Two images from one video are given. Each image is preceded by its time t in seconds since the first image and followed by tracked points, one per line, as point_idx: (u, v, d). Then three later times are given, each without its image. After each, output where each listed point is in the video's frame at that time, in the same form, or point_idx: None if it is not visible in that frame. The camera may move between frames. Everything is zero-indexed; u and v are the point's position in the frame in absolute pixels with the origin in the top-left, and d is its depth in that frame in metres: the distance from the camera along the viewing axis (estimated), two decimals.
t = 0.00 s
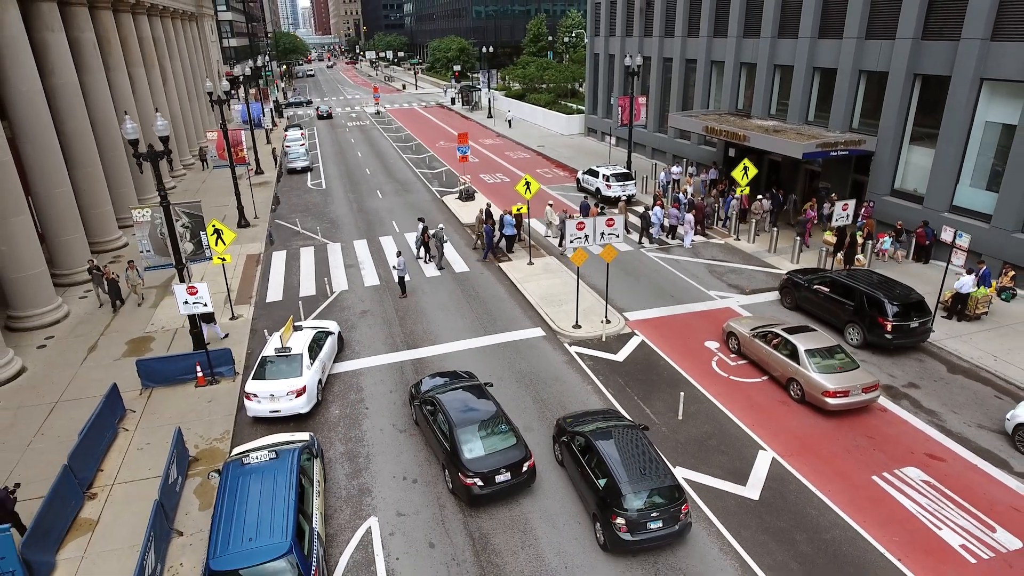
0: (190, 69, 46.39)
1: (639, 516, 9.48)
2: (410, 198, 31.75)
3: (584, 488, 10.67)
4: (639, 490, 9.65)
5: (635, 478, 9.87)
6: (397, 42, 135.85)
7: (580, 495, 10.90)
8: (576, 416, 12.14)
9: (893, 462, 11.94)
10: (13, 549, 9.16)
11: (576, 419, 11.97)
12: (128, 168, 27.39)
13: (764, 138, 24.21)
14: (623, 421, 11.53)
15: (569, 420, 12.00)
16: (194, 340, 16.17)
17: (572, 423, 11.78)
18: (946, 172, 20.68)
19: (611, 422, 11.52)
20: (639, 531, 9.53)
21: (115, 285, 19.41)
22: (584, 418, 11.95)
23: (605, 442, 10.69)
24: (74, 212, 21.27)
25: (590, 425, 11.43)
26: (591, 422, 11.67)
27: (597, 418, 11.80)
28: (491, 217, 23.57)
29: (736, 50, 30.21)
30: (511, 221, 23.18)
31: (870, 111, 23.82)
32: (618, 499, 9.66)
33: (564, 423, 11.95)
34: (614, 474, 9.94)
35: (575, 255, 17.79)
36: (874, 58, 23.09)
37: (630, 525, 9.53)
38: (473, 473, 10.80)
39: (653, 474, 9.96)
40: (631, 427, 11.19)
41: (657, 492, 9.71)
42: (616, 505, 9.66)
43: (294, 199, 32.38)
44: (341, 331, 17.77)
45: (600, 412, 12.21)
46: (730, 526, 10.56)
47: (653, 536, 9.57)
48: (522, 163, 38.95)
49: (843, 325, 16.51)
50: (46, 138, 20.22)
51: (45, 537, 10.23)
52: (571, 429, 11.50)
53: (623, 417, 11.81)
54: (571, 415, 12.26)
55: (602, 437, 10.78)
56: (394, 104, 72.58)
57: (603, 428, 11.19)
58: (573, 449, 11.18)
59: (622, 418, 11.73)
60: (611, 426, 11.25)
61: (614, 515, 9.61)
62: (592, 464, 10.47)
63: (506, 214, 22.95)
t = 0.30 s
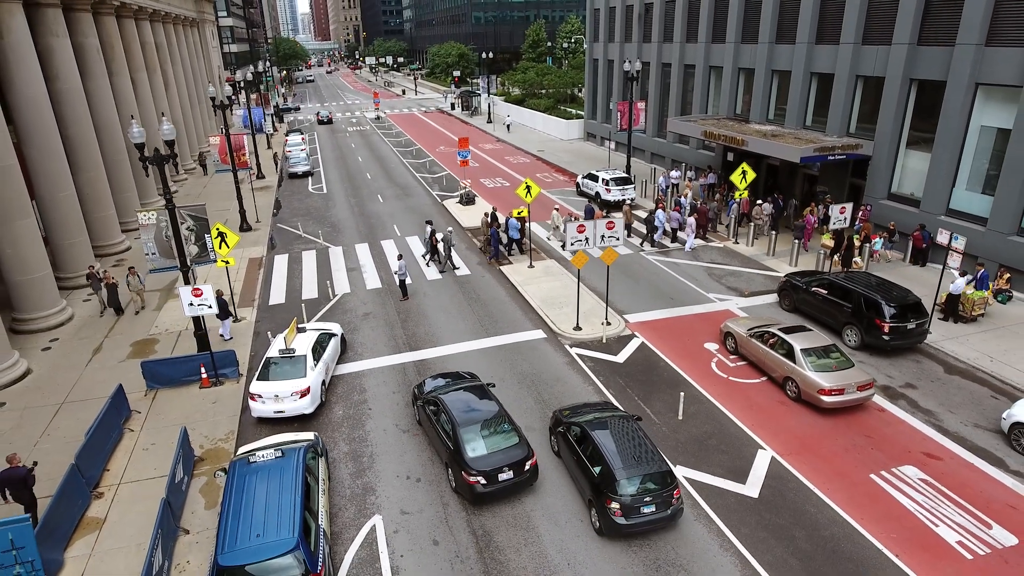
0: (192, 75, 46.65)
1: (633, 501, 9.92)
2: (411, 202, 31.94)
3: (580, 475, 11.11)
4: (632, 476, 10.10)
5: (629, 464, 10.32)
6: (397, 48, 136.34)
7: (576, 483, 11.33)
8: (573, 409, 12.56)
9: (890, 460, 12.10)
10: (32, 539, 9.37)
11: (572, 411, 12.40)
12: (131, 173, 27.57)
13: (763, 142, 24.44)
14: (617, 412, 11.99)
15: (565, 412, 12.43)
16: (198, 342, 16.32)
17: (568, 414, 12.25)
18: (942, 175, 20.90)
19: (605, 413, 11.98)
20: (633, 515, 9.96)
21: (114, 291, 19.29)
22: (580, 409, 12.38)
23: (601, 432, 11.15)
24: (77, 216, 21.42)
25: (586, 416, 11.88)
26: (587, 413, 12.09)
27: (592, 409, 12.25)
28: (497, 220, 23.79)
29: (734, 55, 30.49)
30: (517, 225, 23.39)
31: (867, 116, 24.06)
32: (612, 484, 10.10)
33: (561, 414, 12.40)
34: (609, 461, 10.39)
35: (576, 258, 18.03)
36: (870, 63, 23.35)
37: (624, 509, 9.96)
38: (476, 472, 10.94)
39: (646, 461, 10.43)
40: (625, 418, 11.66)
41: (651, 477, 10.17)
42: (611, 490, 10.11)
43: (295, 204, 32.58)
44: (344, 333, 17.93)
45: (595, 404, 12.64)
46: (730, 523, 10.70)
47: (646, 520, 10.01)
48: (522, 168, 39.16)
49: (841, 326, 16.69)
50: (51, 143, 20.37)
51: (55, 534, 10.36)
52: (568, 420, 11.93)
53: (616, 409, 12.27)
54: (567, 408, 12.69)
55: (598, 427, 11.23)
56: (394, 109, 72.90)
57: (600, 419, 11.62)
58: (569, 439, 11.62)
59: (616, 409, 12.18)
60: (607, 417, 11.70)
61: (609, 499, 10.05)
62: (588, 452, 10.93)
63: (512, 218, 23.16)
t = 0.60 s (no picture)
0: (193, 80, 46.90)
1: (629, 487, 10.29)
2: (413, 206, 32.12)
3: (577, 464, 11.47)
4: (628, 463, 10.46)
5: (625, 452, 10.70)
6: (397, 54, 137.02)
7: (573, 472, 11.70)
8: (571, 402, 12.87)
9: (889, 458, 12.26)
10: (53, 529, 9.91)
11: (570, 403, 12.74)
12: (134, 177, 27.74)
13: (761, 146, 24.66)
14: (613, 404, 12.35)
15: (563, 404, 12.78)
16: (203, 343, 16.47)
17: (565, 406, 12.61)
18: (939, 178, 21.11)
19: (602, 405, 12.33)
20: (629, 501, 10.34)
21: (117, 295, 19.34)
22: (577, 402, 12.71)
23: (598, 422, 11.49)
24: (82, 219, 21.56)
25: (584, 408, 12.23)
26: (585, 405, 12.44)
27: (589, 401, 12.60)
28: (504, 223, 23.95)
29: (733, 60, 30.76)
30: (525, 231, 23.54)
31: (864, 120, 24.29)
32: (609, 471, 10.46)
33: (559, 406, 12.75)
34: (606, 449, 10.74)
35: (577, 260, 18.27)
36: (868, 68, 23.59)
37: (621, 495, 10.33)
38: (480, 470, 11.07)
39: (642, 449, 10.80)
40: (621, 409, 12.00)
41: (646, 464, 10.55)
42: (607, 477, 10.48)
43: (297, 207, 32.77)
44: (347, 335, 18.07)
45: (592, 397, 12.96)
46: (732, 520, 10.84)
47: (642, 506, 10.39)
48: (523, 172, 39.39)
49: (840, 328, 16.84)
50: (56, 147, 20.54)
51: (65, 531, 10.47)
52: (565, 411, 12.28)
53: (612, 401, 12.61)
54: (565, 401, 13.03)
55: (595, 419, 11.56)
56: (394, 114, 73.18)
57: (597, 410, 11.94)
58: (567, 430, 11.96)
59: (611, 401, 12.53)
60: (604, 409, 12.04)
61: (606, 486, 10.41)
62: (586, 442, 11.27)
63: (518, 222, 23.35)
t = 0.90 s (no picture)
0: (195, 85, 47.14)
1: (625, 476, 10.65)
2: (413, 210, 32.31)
3: (575, 455, 11.81)
4: (624, 453, 10.80)
5: (621, 443, 11.05)
6: (396, 59, 137.55)
7: (570, 462, 12.06)
8: (569, 396, 13.19)
9: (886, 456, 12.42)
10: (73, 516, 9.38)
11: (568, 397, 13.07)
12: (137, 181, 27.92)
13: (760, 150, 24.92)
14: (610, 397, 12.70)
15: (561, 398, 13.11)
16: (208, 344, 16.62)
17: (563, 399, 12.96)
18: (936, 182, 21.33)
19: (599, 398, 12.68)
20: (625, 490, 10.70)
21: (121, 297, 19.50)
22: (575, 396, 13.03)
23: (596, 415, 11.81)
24: (86, 222, 21.74)
25: (581, 401, 12.58)
26: (583, 399, 12.79)
27: (586, 395, 12.95)
28: (509, 226, 24.09)
29: (731, 65, 31.02)
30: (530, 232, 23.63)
31: (862, 124, 24.53)
32: (606, 460, 10.81)
33: (557, 400, 13.09)
34: (602, 440, 11.08)
35: (578, 262, 18.51)
36: (865, 73, 23.84)
37: (617, 484, 10.69)
38: (484, 467, 11.22)
39: (638, 439, 11.16)
40: (618, 403, 12.35)
41: (641, 453, 10.91)
42: (604, 466, 10.83)
43: (298, 211, 32.96)
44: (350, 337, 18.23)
45: (590, 391, 13.29)
46: (732, 516, 10.99)
47: (638, 494, 10.74)
48: (523, 176, 39.61)
49: (839, 329, 17.01)
50: (61, 151, 20.72)
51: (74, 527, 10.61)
52: (563, 404, 12.63)
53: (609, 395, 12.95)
54: (563, 395, 13.35)
55: (593, 412, 11.88)
56: (394, 119, 73.49)
57: (595, 404, 12.26)
58: (565, 422, 12.30)
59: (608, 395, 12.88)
60: (601, 402, 12.38)
61: (603, 475, 10.76)
62: (583, 434, 11.60)
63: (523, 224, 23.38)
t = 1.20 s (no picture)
0: (197, 91, 47.47)
1: (622, 467, 10.96)
2: (415, 215, 32.55)
3: (573, 449, 12.13)
4: (621, 445, 11.11)
5: (618, 435, 11.36)
6: (396, 66, 138.35)
7: (569, 456, 12.38)
8: (567, 392, 13.51)
9: (883, 454, 12.61)
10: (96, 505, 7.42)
11: (566, 393, 13.39)
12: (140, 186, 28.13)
13: (757, 154, 25.20)
14: (607, 393, 13.02)
15: (559, 394, 13.42)
16: (212, 346, 16.79)
17: (561, 396, 13.28)
18: (933, 186, 21.58)
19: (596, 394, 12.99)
20: (622, 481, 11.02)
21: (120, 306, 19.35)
22: (573, 392, 13.34)
23: (594, 410, 12.10)
24: (91, 226, 21.92)
25: (579, 397, 12.89)
26: (581, 395, 13.09)
27: (584, 391, 13.27)
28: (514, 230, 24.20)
29: (729, 71, 31.34)
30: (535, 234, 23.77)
31: (858, 129, 24.81)
32: (603, 452, 11.12)
33: (555, 396, 13.41)
34: (600, 433, 11.39)
35: (579, 264, 18.74)
36: (861, 79, 24.13)
37: (615, 475, 11.00)
38: (487, 465, 11.38)
39: (634, 432, 11.47)
40: (615, 398, 12.66)
41: (637, 445, 11.22)
42: (601, 457, 11.14)
43: (300, 216, 33.19)
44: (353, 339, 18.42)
45: (588, 388, 13.58)
46: (732, 513, 11.16)
47: (634, 484, 11.07)
48: (523, 181, 39.89)
49: (837, 331, 17.21)
50: (67, 155, 20.94)
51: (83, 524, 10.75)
52: (562, 400, 12.93)
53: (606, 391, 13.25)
54: (562, 392, 13.66)
55: (591, 406, 12.17)
56: (395, 125, 73.84)
57: (593, 399, 12.57)
58: (563, 417, 12.60)
59: (604, 391, 13.20)
60: (599, 397, 12.69)
61: (601, 467, 11.06)
62: (581, 428, 11.91)
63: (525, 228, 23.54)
